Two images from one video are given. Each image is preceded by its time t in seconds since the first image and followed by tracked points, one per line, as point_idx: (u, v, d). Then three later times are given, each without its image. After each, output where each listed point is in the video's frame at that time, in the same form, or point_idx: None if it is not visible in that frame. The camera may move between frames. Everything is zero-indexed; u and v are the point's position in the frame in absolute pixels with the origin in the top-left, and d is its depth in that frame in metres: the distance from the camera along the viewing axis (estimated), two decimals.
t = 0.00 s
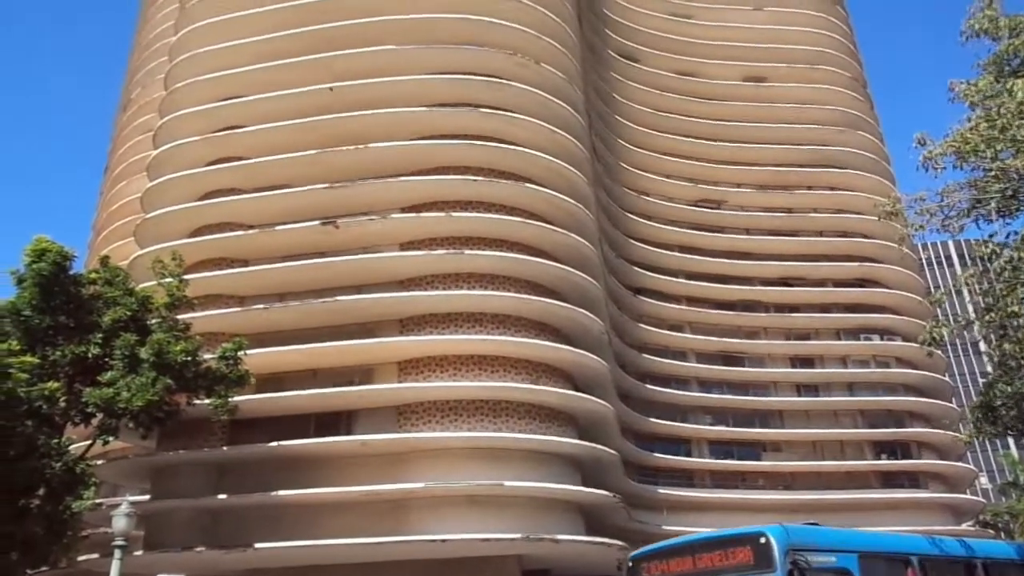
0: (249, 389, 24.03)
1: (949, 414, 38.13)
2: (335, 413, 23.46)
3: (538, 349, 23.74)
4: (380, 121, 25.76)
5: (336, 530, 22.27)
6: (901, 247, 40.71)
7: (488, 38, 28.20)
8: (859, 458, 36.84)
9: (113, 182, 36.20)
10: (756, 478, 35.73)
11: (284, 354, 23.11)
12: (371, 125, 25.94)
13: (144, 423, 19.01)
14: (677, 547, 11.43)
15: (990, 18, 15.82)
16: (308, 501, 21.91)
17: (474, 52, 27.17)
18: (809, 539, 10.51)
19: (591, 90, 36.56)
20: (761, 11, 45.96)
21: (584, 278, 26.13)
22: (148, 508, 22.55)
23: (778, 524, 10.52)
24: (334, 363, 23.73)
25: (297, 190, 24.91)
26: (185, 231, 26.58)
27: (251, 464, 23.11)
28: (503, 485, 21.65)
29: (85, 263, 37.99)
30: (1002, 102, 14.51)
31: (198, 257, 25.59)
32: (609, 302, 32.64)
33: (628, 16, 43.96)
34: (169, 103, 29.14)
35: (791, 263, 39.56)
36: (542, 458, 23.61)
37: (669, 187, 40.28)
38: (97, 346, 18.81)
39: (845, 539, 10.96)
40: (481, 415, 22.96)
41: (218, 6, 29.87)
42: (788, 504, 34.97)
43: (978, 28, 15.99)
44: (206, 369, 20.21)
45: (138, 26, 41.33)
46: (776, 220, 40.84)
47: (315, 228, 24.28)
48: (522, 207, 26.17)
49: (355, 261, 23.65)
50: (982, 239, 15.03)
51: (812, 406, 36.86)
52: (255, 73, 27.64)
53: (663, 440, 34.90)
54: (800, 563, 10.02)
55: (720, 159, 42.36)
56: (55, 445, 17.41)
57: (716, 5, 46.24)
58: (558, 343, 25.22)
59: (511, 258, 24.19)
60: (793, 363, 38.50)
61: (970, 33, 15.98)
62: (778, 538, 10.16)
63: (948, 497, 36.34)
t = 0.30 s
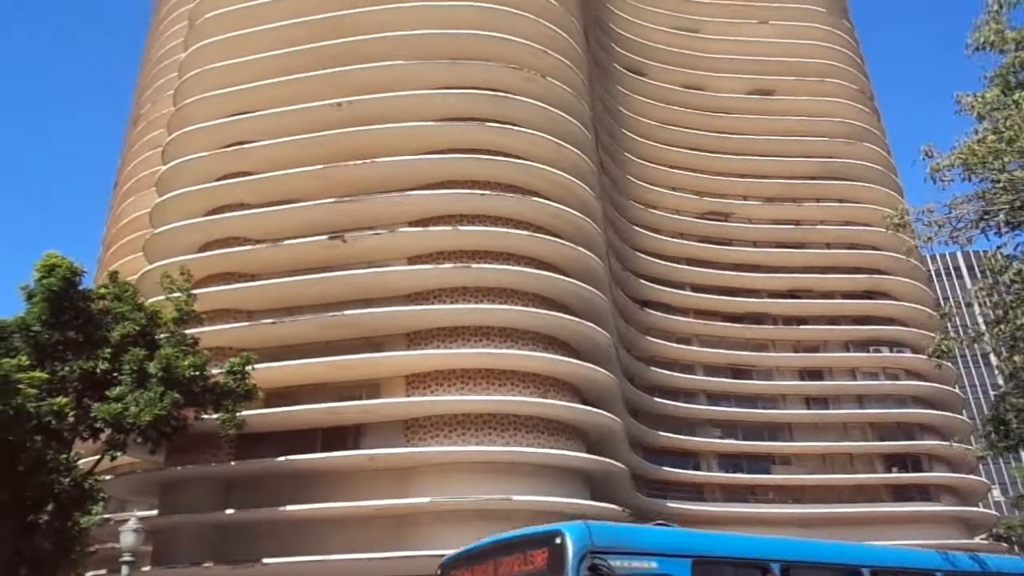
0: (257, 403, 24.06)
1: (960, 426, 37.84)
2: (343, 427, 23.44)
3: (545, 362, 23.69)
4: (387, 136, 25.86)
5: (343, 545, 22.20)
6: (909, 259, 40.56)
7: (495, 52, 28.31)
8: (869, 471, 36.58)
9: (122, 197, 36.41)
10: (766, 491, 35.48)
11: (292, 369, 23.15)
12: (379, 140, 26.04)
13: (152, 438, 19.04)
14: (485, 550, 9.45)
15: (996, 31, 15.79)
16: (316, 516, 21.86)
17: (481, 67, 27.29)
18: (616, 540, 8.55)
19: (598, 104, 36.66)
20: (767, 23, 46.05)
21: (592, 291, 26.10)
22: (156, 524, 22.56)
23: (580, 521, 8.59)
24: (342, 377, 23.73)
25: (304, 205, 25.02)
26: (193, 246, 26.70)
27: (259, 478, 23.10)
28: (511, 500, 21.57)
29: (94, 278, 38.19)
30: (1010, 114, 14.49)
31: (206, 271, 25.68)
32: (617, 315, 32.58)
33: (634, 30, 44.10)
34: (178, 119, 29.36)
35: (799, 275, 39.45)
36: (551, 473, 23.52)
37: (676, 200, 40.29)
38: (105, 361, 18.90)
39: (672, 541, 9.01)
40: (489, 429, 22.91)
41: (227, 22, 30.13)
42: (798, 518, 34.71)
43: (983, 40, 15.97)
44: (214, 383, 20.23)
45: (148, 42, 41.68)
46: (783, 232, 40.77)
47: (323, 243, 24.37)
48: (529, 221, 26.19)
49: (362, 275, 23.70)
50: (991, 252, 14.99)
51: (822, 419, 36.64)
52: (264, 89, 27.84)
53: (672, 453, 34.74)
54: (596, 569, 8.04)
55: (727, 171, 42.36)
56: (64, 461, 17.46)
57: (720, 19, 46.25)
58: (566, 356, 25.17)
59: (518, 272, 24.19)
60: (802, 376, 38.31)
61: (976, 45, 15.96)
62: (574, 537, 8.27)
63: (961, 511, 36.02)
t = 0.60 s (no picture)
0: (267, 418, 24.10)
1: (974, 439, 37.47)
2: (352, 441, 23.42)
3: (554, 376, 23.62)
4: (396, 151, 25.99)
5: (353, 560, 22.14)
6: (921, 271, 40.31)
7: (503, 67, 28.44)
8: (883, 485, 36.25)
9: (134, 212, 36.69)
10: (778, 506, 35.14)
11: (302, 383, 23.21)
12: (388, 155, 26.18)
13: (163, 453, 19.09)
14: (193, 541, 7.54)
15: (1004, 42, 15.79)
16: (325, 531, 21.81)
17: (489, 82, 27.42)
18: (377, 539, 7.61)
19: (605, 118, 36.79)
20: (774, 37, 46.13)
21: (601, 305, 26.05)
22: (167, 539, 22.58)
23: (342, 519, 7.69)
24: (351, 391, 23.74)
25: (315, 219, 25.15)
26: (204, 261, 26.88)
27: (268, 493, 23.08)
28: (522, 514, 21.47)
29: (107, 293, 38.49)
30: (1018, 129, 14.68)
31: (217, 287, 25.82)
32: (627, 329, 32.53)
33: (641, 44, 44.27)
34: (190, 136, 29.64)
35: (809, 287, 39.28)
36: (561, 487, 23.40)
37: (685, 213, 40.27)
38: (117, 376, 19.00)
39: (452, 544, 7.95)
40: (499, 443, 22.85)
41: (238, 40, 30.45)
42: (811, 532, 34.38)
43: (992, 51, 15.99)
44: (224, 399, 20.27)
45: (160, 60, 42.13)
46: (793, 245, 40.64)
47: (333, 258, 24.48)
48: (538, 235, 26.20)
49: (372, 290, 23.77)
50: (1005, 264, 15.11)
51: (834, 432, 36.35)
52: (274, 106, 28.07)
53: (683, 467, 34.54)
54: None
55: (736, 184, 42.32)
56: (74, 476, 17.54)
57: (727, 33, 46.26)
58: (576, 370, 25.11)
59: (527, 285, 24.20)
60: (813, 389, 38.05)
61: (985, 55, 15.98)
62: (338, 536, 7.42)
63: (976, 525, 35.59)
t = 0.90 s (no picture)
0: (274, 434, 24.09)
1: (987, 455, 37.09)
2: (360, 458, 23.37)
3: (563, 392, 23.55)
4: (404, 167, 26.06)
5: None
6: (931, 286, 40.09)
7: (510, 85, 28.56)
8: (894, 502, 35.89)
9: (144, 228, 36.89)
10: (789, 523, 34.82)
11: (310, 399, 23.22)
12: (396, 171, 26.26)
13: (171, 469, 19.07)
14: None
15: (1011, 59, 16.71)
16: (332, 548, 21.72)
17: (497, 99, 27.54)
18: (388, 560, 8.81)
19: (613, 134, 36.90)
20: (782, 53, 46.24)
21: (609, 321, 25.99)
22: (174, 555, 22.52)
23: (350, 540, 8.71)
24: (359, 408, 23.73)
25: (323, 235, 25.25)
26: (213, 277, 26.97)
27: (275, 510, 23.00)
28: (530, 532, 21.34)
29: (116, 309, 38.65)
30: None
31: (225, 302, 25.90)
32: (635, 344, 32.43)
33: (648, 60, 44.44)
34: (200, 153, 29.84)
35: (818, 302, 39.11)
36: (569, 504, 23.25)
37: (693, 228, 40.25)
38: (125, 392, 19.02)
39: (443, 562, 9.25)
40: (507, 460, 22.76)
41: (247, 58, 30.70)
42: (822, 550, 34.03)
43: (999, 69, 16.92)
44: (233, 415, 20.25)
45: (171, 77, 42.50)
46: (802, 259, 40.51)
47: (341, 274, 24.53)
48: (546, 251, 26.21)
49: (380, 305, 23.80)
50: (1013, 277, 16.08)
51: (845, 448, 36.05)
52: (283, 122, 28.24)
53: (692, 484, 34.30)
54: None
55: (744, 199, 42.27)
56: (82, 492, 17.55)
57: (734, 49, 46.32)
58: (584, 386, 25.03)
59: (536, 301, 24.18)
60: (824, 404, 37.78)
61: (992, 72, 16.89)
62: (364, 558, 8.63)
63: (990, 543, 35.16)
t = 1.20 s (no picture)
0: (280, 453, 24.05)
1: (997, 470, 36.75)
2: (366, 477, 23.30)
3: (569, 410, 23.47)
4: (409, 186, 26.17)
5: None
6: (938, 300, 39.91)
7: (514, 103, 28.70)
8: (905, 518, 35.56)
9: (151, 248, 37.06)
10: (799, 540, 34.51)
11: (315, 418, 23.21)
12: (401, 190, 26.38)
13: (177, 489, 19.03)
14: None
15: (1014, 73, 16.77)
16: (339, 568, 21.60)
17: (500, 117, 27.67)
18: None
19: (617, 151, 37.02)
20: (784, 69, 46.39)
21: (615, 337, 25.92)
22: None
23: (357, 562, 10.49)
24: (365, 426, 23.68)
25: (328, 254, 25.34)
26: (219, 296, 27.06)
27: (282, 530, 22.91)
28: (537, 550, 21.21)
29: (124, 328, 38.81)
30: None
31: (232, 321, 25.96)
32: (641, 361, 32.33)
33: (651, 78, 44.66)
34: (206, 173, 30.04)
35: (825, 317, 38.99)
36: (577, 522, 23.11)
37: (697, 244, 40.26)
38: (132, 412, 19.04)
39: None
40: (514, 478, 22.67)
41: (253, 79, 30.95)
42: (833, 567, 33.69)
43: (1002, 83, 16.99)
44: (239, 434, 20.21)
45: (178, 99, 42.85)
46: (808, 274, 40.41)
47: (347, 293, 24.58)
48: (551, 268, 26.22)
49: (385, 324, 23.82)
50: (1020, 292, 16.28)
51: (854, 464, 35.76)
52: (289, 142, 28.43)
53: (700, 501, 34.08)
54: None
55: (749, 215, 42.27)
56: (88, 513, 17.53)
57: (737, 66, 46.47)
58: (590, 403, 24.95)
59: (541, 318, 24.16)
60: (832, 420, 37.53)
61: (995, 87, 16.97)
62: None
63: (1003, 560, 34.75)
